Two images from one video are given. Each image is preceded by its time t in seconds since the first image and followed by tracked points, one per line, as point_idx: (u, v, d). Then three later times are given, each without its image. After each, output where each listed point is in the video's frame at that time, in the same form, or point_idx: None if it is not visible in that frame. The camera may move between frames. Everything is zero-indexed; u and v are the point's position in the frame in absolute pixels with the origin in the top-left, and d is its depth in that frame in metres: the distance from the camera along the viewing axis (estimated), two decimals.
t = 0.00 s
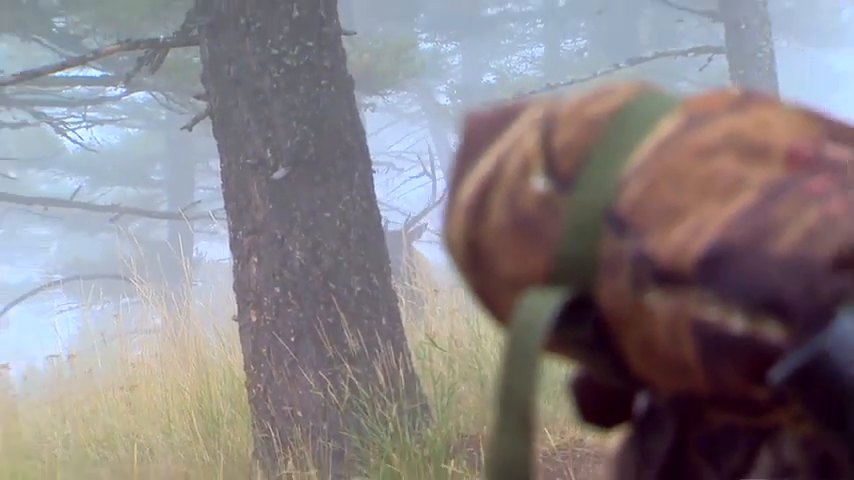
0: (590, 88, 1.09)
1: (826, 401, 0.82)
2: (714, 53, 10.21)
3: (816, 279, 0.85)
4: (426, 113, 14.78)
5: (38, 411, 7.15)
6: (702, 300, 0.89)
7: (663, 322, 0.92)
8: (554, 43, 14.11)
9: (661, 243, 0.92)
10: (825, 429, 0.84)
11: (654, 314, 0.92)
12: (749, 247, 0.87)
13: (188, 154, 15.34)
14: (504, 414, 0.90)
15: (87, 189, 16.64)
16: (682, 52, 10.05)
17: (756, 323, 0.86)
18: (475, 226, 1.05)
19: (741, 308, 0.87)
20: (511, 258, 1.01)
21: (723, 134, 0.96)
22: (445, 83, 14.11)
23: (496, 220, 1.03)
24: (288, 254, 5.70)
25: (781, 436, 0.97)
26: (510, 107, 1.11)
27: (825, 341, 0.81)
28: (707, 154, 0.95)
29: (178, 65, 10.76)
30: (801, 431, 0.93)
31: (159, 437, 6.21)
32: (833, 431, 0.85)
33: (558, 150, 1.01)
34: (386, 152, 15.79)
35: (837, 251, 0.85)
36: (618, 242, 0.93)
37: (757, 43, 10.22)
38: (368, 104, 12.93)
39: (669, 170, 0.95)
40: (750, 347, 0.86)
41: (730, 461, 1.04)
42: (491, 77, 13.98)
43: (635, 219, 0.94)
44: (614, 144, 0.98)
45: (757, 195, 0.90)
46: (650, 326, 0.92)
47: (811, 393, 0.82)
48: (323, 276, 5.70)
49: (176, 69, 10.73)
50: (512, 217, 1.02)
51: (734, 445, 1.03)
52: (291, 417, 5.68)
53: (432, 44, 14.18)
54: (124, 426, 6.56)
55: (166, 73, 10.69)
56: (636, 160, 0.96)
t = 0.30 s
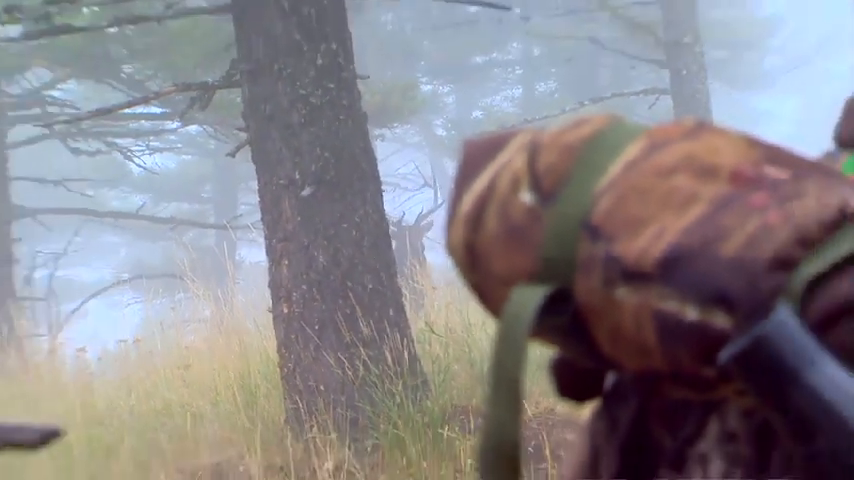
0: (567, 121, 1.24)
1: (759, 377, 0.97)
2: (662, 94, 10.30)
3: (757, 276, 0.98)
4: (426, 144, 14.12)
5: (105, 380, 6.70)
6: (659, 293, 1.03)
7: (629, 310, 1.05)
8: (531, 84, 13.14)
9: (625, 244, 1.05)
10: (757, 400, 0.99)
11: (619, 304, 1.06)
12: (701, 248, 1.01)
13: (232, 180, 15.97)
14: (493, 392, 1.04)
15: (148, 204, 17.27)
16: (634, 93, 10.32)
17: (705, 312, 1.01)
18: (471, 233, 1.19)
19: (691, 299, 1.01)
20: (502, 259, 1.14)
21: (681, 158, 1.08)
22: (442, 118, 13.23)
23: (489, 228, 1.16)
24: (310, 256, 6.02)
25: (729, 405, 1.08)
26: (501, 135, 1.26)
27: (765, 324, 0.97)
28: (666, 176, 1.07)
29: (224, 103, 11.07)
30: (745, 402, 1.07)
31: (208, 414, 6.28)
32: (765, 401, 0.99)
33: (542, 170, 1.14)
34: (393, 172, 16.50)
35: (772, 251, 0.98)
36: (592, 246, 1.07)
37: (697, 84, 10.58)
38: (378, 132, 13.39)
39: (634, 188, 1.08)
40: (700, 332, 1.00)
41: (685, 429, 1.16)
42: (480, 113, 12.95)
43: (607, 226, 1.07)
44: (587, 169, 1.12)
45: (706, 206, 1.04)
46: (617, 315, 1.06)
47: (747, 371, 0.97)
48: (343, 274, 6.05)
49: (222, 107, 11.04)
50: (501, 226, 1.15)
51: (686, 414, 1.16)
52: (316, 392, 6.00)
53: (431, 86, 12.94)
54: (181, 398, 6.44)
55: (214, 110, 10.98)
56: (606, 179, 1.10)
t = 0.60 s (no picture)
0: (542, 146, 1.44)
1: (697, 359, 1.17)
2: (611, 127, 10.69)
3: (695, 274, 1.17)
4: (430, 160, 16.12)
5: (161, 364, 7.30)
6: (616, 289, 1.22)
7: (590, 302, 1.25)
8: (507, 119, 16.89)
9: (587, 247, 1.24)
10: (696, 375, 1.18)
11: (582, 298, 1.26)
12: (649, 252, 1.20)
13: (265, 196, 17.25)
14: (479, 373, 1.26)
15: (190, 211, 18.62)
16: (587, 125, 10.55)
17: (652, 305, 1.20)
18: (462, 239, 1.40)
19: (641, 295, 1.21)
20: (487, 261, 1.34)
21: (633, 178, 1.26)
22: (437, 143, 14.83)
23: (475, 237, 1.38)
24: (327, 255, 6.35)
25: (673, 379, 1.30)
26: (487, 158, 1.47)
27: (703, 310, 1.16)
28: (620, 193, 1.25)
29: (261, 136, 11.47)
30: (687, 378, 1.29)
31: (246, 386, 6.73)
32: (703, 377, 1.20)
33: (520, 188, 1.34)
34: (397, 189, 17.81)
35: (707, 255, 1.17)
36: (560, 251, 1.26)
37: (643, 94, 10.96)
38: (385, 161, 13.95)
39: (592, 204, 1.27)
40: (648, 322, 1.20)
41: (637, 400, 1.40)
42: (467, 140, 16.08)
43: (573, 233, 1.26)
44: (555, 188, 1.31)
45: (653, 216, 1.23)
46: (579, 307, 1.26)
47: (687, 352, 1.17)
48: (357, 270, 6.38)
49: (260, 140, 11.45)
50: (484, 234, 1.36)
51: (640, 383, 1.39)
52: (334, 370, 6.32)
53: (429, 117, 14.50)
54: (224, 373, 6.92)
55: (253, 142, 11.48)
56: (570, 195, 1.30)
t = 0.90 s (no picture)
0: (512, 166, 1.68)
1: (643, 345, 1.38)
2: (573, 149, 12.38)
3: (640, 272, 1.39)
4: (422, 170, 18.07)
5: (200, 348, 8.27)
6: (573, 285, 1.45)
7: (552, 295, 1.48)
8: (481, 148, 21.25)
9: (550, 250, 1.47)
10: (642, 358, 1.38)
11: (545, 292, 1.49)
12: (601, 254, 1.43)
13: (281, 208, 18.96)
14: (459, 359, 1.53)
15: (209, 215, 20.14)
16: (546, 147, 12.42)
17: (605, 298, 1.43)
18: (446, 244, 1.66)
19: (594, 291, 1.43)
20: (466, 262, 1.61)
21: (589, 192, 1.49)
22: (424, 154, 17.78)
23: (459, 242, 1.62)
24: (338, 255, 6.89)
25: (621, 359, 1.54)
26: (467, 177, 1.72)
27: (647, 304, 1.36)
28: (577, 207, 1.48)
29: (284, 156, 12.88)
30: (633, 359, 1.53)
31: (271, 367, 7.51)
32: (648, 360, 1.40)
33: (493, 202, 1.58)
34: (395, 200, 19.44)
35: (651, 257, 1.39)
36: (527, 254, 1.50)
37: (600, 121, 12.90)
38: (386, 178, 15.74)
39: (553, 216, 1.50)
40: (601, 314, 1.43)
41: (592, 379, 1.64)
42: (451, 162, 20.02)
43: (538, 239, 1.50)
44: (523, 203, 1.55)
45: (605, 224, 1.45)
46: (543, 301, 1.50)
47: (633, 339, 1.37)
48: (366, 269, 6.92)
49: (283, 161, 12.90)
50: (465, 239, 1.61)
51: (595, 364, 1.63)
52: (342, 355, 6.86)
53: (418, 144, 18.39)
54: (253, 357, 7.86)
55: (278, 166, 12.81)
56: (536, 209, 1.53)
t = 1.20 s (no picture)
0: (492, 180, 1.91)
1: (605, 332, 1.58)
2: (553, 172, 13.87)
3: (600, 269, 1.64)
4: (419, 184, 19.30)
5: (232, 330, 9.42)
6: (545, 280, 1.69)
7: (526, 288, 1.72)
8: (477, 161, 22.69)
9: (525, 250, 1.71)
10: (603, 344, 1.59)
11: (521, 286, 1.73)
12: (567, 255, 1.68)
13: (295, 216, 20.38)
14: (447, 344, 1.77)
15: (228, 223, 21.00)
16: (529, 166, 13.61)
17: (571, 292, 1.67)
18: (434, 245, 1.87)
19: (562, 287, 1.68)
20: (453, 262, 1.82)
21: (556, 202, 1.74)
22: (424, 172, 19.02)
23: (446, 245, 1.83)
24: (348, 255, 8.02)
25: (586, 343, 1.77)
26: (453, 188, 1.95)
27: (607, 297, 1.58)
28: (548, 215, 1.72)
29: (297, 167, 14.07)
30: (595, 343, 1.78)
31: (290, 348, 8.54)
32: (608, 345, 1.61)
33: (476, 210, 1.82)
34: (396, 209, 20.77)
35: (609, 256, 1.63)
36: (504, 254, 1.74)
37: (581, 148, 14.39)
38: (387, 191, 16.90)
39: (527, 223, 1.74)
40: (568, 305, 1.67)
41: (560, 361, 1.88)
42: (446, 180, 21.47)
43: (515, 242, 1.74)
44: (502, 211, 1.78)
45: (570, 228, 1.70)
46: (518, 294, 1.73)
47: (596, 326, 1.59)
48: (371, 267, 8.05)
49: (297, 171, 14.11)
50: (451, 241, 1.83)
51: (563, 348, 1.87)
52: (350, 340, 7.88)
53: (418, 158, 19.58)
54: (275, 339, 8.91)
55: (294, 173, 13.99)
56: (513, 215, 1.77)
